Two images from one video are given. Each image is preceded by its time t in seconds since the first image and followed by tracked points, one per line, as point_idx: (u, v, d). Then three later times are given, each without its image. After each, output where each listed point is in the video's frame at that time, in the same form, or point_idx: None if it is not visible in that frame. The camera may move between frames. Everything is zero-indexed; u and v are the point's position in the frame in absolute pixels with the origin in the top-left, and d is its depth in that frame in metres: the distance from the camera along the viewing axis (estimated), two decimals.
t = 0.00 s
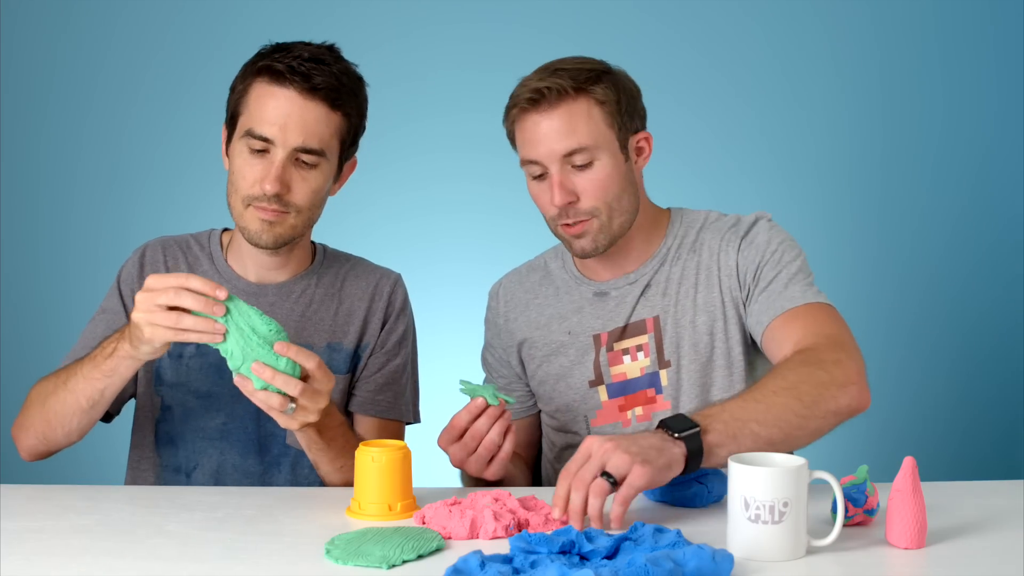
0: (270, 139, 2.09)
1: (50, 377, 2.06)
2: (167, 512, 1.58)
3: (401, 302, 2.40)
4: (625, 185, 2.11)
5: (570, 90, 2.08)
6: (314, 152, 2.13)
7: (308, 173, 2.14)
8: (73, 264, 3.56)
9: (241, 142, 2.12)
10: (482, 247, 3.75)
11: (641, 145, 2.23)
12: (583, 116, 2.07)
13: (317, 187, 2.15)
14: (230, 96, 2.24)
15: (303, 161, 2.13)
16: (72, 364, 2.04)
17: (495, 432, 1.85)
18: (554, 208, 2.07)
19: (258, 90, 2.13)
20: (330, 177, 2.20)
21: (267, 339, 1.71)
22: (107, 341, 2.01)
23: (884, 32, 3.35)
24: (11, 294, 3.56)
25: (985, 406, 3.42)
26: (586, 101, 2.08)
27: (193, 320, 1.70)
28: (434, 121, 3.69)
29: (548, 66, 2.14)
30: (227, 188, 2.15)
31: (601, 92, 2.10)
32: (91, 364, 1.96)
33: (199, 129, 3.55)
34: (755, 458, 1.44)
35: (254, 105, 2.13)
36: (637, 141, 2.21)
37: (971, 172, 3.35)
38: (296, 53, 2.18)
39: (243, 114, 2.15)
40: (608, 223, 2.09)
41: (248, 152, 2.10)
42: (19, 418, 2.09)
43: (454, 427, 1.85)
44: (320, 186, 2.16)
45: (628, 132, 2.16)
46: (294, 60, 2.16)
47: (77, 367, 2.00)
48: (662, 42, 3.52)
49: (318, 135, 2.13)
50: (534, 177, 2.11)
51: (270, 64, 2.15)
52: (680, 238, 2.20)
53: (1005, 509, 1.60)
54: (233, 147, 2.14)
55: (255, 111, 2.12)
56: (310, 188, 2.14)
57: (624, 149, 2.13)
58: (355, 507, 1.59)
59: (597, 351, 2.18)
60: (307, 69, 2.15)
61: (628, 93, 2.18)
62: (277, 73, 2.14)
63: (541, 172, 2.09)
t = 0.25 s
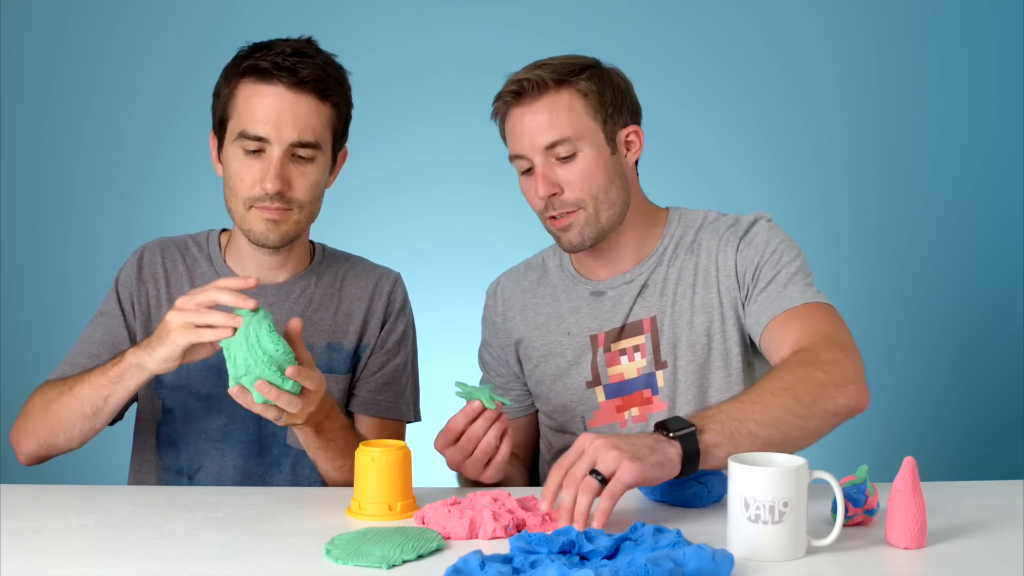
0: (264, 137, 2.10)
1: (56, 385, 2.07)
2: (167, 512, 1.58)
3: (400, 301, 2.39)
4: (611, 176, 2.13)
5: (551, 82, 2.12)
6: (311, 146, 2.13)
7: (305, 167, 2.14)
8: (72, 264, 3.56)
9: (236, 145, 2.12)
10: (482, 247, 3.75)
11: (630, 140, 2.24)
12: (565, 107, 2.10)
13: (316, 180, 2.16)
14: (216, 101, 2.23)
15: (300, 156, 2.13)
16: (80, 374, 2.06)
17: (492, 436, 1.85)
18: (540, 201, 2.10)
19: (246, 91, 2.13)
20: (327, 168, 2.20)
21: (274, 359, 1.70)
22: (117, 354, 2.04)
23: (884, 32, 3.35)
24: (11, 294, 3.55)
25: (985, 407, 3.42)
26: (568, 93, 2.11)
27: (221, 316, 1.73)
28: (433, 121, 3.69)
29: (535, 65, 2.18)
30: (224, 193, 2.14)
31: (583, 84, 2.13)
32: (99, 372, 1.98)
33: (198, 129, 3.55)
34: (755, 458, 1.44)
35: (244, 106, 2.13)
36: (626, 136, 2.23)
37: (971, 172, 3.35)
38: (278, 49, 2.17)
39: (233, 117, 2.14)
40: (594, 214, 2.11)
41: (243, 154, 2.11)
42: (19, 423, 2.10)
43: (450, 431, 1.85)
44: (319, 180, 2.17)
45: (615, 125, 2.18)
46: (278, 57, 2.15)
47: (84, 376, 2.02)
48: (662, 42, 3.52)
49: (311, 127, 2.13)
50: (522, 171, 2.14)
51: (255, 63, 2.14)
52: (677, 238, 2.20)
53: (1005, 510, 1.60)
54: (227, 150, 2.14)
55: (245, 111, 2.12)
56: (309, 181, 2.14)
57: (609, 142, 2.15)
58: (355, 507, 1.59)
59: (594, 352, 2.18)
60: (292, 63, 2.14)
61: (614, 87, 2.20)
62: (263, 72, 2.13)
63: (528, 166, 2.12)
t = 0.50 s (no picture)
0: (266, 145, 2.10)
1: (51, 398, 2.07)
2: (167, 512, 1.58)
3: (400, 299, 2.38)
4: (620, 176, 2.14)
5: (561, 81, 2.12)
6: (313, 149, 2.13)
7: (308, 170, 2.14)
8: (72, 264, 3.55)
9: (235, 155, 2.12)
10: (482, 248, 3.75)
11: (638, 140, 2.25)
12: (574, 107, 2.10)
13: (318, 181, 2.16)
14: (207, 108, 2.23)
15: (302, 159, 2.13)
16: (73, 389, 2.05)
17: (489, 443, 1.85)
18: (549, 201, 2.10)
19: (241, 101, 2.13)
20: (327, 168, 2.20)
21: (252, 355, 1.68)
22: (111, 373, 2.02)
23: (883, 33, 3.35)
24: (11, 294, 3.56)
25: (985, 407, 3.43)
26: (578, 93, 2.12)
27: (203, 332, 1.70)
28: (434, 121, 3.69)
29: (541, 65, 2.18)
30: (229, 203, 2.14)
31: (593, 84, 2.13)
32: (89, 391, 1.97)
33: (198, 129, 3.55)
34: (756, 458, 1.44)
35: (241, 114, 2.12)
36: (633, 136, 2.23)
37: (970, 172, 3.35)
38: (269, 54, 2.16)
39: (229, 126, 2.14)
40: (604, 215, 2.11)
41: (244, 163, 2.11)
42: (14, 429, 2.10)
43: (446, 439, 1.85)
44: (321, 180, 2.17)
45: (622, 126, 2.18)
46: (270, 62, 2.14)
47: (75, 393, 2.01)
48: (662, 42, 3.52)
49: (312, 129, 2.13)
50: (529, 171, 2.14)
51: (249, 71, 2.14)
52: (679, 239, 2.20)
53: (1005, 510, 1.60)
54: (226, 160, 2.14)
55: (241, 121, 2.12)
56: (314, 183, 2.14)
57: (618, 143, 2.15)
58: (355, 507, 1.58)
59: (595, 352, 2.18)
60: (285, 67, 2.14)
61: (621, 87, 2.20)
62: (258, 80, 2.13)
63: (536, 166, 2.12)
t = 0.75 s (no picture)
0: (265, 147, 2.10)
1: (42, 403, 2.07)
2: (167, 512, 1.58)
3: (398, 298, 2.38)
4: (618, 177, 2.14)
5: (563, 80, 2.12)
6: (312, 150, 2.13)
7: (308, 171, 2.14)
8: (72, 264, 3.55)
9: (234, 157, 2.12)
10: (482, 248, 3.75)
11: (638, 141, 2.24)
12: (574, 105, 2.10)
13: (317, 182, 2.16)
14: (203, 110, 2.22)
15: (301, 161, 2.13)
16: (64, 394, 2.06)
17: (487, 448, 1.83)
18: (545, 198, 2.10)
19: (239, 102, 2.13)
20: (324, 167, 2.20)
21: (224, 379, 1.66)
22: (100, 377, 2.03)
23: (883, 33, 3.35)
24: (11, 294, 3.55)
25: (985, 407, 3.42)
26: (578, 91, 2.12)
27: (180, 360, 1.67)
28: (433, 121, 3.69)
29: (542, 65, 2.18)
30: (227, 207, 2.14)
31: (593, 83, 2.14)
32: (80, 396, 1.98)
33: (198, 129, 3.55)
34: (756, 458, 1.44)
35: (240, 115, 2.12)
36: (633, 137, 2.23)
37: (970, 172, 3.35)
38: (266, 55, 2.16)
39: (227, 128, 2.14)
40: (600, 215, 2.12)
41: (243, 166, 2.11)
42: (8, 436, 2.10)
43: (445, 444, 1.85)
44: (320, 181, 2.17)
45: (622, 126, 2.18)
46: (269, 64, 2.14)
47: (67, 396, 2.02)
48: (662, 42, 3.52)
49: (311, 132, 2.13)
50: (528, 169, 2.14)
51: (247, 73, 2.14)
52: (678, 241, 2.19)
53: (1005, 510, 1.60)
54: (224, 162, 2.14)
55: (239, 122, 2.12)
56: (313, 184, 2.14)
57: (617, 142, 2.15)
58: (355, 507, 1.58)
59: (592, 354, 2.18)
60: (284, 69, 2.13)
61: (623, 88, 2.20)
62: (257, 82, 2.13)
63: (534, 163, 2.12)
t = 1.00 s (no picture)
0: (276, 146, 2.10)
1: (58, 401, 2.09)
2: (167, 512, 1.58)
3: (397, 298, 2.38)
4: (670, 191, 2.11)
5: (627, 94, 2.04)
6: (322, 155, 2.14)
7: (314, 176, 2.14)
8: (72, 264, 3.55)
9: (243, 152, 2.12)
10: (482, 248, 3.75)
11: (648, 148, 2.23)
12: (644, 121, 2.03)
13: (321, 188, 2.16)
14: (217, 102, 2.21)
15: (309, 165, 2.14)
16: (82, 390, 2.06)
17: (490, 445, 1.84)
18: (633, 220, 2.01)
19: (256, 100, 2.12)
20: (330, 173, 2.20)
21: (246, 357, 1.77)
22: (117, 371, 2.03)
23: (883, 34, 3.36)
24: (11, 294, 3.55)
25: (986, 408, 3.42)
26: (638, 105, 2.05)
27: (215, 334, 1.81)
28: (433, 121, 3.69)
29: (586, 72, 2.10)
30: (230, 197, 2.14)
31: (642, 94, 2.08)
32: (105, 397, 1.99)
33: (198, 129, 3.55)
34: (756, 458, 1.44)
35: (255, 113, 2.12)
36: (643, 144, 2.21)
37: (970, 172, 3.35)
38: (289, 56, 2.15)
39: (240, 122, 2.13)
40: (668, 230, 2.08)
41: (252, 161, 2.11)
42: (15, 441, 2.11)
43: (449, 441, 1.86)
44: (324, 186, 2.18)
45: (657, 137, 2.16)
46: (290, 65, 2.13)
47: (89, 397, 2.01)
48: (662, 42, 3.52)
49: (323, 136, 2.13)
50: (604, 189, 2.03)
51: (267, 71, 2.13)
52: (685, 252, 2.19)
53: (1006, 510, 1.60)
54: (231, 156, 2.14)
55: (253, 119, 2.11)
56: (317, 190, 2.15)
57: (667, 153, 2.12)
58: (355, 507, 1.58)
59: (595, 366, 2.15)
60: (305, 72, 2.13)
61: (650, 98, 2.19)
62: (277, 81, 2.12)
63: (613, 183, 2.01)
